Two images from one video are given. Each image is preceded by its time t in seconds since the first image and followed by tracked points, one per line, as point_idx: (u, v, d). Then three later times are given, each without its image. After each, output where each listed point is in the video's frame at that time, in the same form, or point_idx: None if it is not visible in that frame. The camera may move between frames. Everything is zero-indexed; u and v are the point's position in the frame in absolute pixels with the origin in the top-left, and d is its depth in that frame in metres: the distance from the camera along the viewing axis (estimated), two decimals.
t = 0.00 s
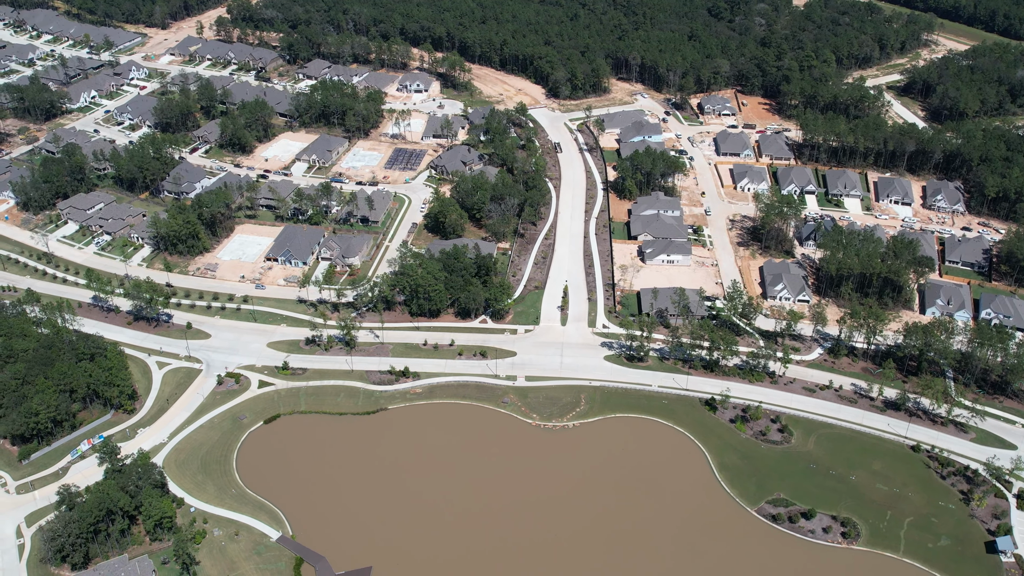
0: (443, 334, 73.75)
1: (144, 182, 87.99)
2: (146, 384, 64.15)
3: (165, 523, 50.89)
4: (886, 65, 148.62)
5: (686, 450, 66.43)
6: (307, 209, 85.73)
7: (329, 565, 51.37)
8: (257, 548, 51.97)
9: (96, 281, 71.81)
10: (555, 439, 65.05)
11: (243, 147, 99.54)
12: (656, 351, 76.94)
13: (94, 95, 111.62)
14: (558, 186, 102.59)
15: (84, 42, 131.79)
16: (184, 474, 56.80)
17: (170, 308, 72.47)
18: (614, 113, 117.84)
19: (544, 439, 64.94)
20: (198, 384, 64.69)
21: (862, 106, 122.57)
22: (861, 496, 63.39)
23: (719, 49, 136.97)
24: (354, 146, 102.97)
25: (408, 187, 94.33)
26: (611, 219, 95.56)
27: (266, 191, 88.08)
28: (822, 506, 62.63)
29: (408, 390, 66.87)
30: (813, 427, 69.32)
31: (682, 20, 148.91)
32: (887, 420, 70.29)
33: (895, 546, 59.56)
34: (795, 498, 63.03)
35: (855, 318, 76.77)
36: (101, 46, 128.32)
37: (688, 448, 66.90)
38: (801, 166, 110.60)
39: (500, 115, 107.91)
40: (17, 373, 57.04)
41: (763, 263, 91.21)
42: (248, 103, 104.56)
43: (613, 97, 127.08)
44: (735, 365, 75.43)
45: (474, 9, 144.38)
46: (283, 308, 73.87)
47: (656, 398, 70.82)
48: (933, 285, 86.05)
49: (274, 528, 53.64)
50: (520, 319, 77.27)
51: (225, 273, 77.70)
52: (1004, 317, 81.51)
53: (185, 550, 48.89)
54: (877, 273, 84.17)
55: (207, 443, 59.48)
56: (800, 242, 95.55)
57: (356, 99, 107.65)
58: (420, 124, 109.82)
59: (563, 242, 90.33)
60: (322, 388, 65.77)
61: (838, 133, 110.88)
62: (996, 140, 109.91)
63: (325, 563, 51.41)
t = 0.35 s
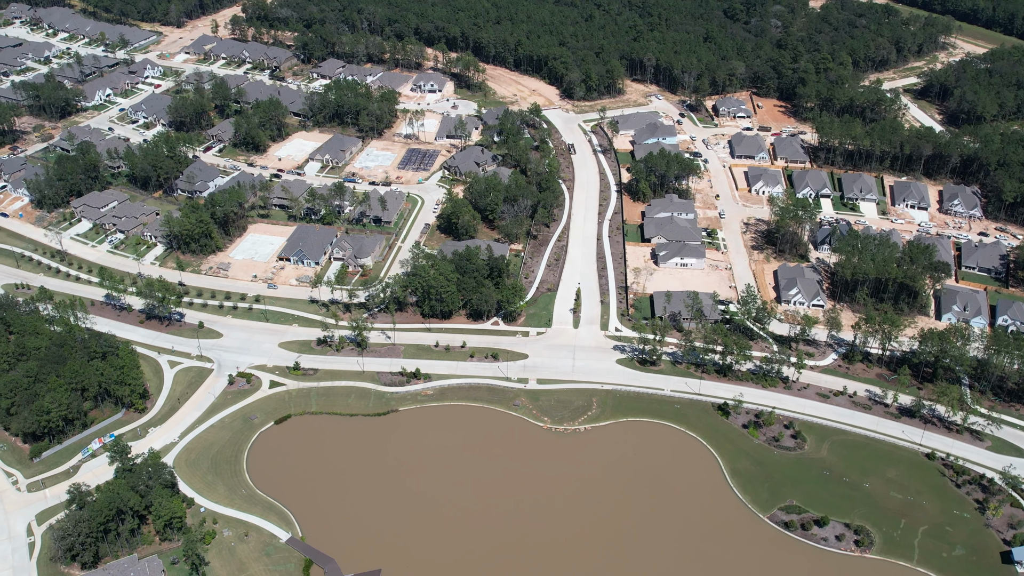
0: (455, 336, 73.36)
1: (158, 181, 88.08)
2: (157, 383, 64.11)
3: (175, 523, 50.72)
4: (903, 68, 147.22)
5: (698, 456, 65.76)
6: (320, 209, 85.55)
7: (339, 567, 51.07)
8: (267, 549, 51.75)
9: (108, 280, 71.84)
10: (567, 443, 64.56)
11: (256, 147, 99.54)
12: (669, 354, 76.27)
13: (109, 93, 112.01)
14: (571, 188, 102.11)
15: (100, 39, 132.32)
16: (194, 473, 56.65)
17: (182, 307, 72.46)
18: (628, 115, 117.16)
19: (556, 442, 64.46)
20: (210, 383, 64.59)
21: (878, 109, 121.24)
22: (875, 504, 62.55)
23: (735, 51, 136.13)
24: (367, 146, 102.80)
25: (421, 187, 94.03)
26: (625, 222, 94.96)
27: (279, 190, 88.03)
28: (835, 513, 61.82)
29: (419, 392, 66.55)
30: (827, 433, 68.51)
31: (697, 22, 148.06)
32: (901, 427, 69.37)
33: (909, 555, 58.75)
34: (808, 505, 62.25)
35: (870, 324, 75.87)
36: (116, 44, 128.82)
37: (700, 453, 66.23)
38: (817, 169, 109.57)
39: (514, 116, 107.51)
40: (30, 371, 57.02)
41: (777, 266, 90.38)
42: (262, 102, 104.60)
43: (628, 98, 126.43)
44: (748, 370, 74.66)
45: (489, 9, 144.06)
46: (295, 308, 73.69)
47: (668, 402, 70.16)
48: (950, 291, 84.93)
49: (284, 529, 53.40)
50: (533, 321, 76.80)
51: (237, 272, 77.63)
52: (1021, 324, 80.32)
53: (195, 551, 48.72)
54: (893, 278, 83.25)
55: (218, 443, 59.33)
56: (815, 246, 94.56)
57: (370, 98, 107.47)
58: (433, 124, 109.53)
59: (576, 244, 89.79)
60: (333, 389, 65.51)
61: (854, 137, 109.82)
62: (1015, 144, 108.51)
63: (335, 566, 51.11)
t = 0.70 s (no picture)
0: (466, 339, 72.91)
1: (171, 180, 88.07)
2: (168, 383, 63.97)
3: (184, 525, 50.49)
4: (920, 71, 145.70)
5: (710, 462, 65.08)
6: (332, 210, 85.20)
7: (347, 571, 50.67)
8: (275, 552, 51.43)
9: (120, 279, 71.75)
10: (578, 448, 64.00)
11: (269, 146, 99.47)
12: (681, 359, 75.52)
13: (123, 92, 112.23)
14: (584, 190, 101.50)
15: (115, 38, 132.75)
16: (204, 474, 56.47)
17: (194, 307, 72.35)
18: (642, 117, 116.38)
19: (566, 447, 63.89)
20: (221, 384, 64.41)
21: (894, 112, 119.88)
22: (888, 513, 61.66)
23: (750, 53, 135.14)
24: (380, 147, 102.54)
25: (433, 189, 93.65)
26: (638, 224, 94.26)
27: (291, 191, 87.84)
28: (849, 522, 60.99)
29: (430, 395, 66.11)
30: (841, 441, 67.66)
31: (713, 24, 147.09)
32: (916, 435, 68.39)
33: (923, 565, 57.88)
34: (821, 514, 61.44)
35: (885, 330, 74.88)
36: (131, 43, 129.17)
37: (711, 459, 65.54)
38: (832, 173, 108.47)
39: (528, 117, 106.99)
40: (41, 370, 56.91)
41: (791, 271, 89.45)
42: (276, 102, 104.52)
43: (642, 100, 125.66)
44: (762, 376, 73.80)
45: (504, 10, 143.68)
46: (306, 309, 73.45)
47: (680, 407, 69.46)
48: (966, 297, 83.77)
49: (293, 531, 53.09)
50: (545, 324, 76.24)
51: (249, 273, 77.48)
52: None
53: (203, 553, 48.47)
54: (908, 284, 82.23)
55: (227, 444, 59.11)
56: (830, 250, 93.53)
57: (383, 99, 107.18)
58: (447, 125, 109.15)
59: (589, 247, 89.17)
60: (344, 391, 65.18)
61: (869, 140, 108.69)
62: None
63: (343, 569, 50.72)
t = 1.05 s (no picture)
0: (477, 342, 72.40)
1: (183, 180, 87.98)
2: (178, 384, 63.78)
3: (192, 528, 50.19)
4: (936, 75, 144.17)
5: (721, 470, 64.32)
6: (344, 211, 84.86)
7: None
8: (284, 556, 51.05)
9: (131, 279, 71.63)
10: (588, 454, 63.38)
11: (281, 147, 99.30)
12: (693, 365, 74.73)
13: (136, 91, 112.30)
14: (597, 193, 100.84)
15: (128, 38, 132.98)
16: (212, 477, 56.18)
17: (204, 308, 72.16)
18: (656, 119, 115.62)
19: (577, 453, 63.26)
20: (230, 386, 64.15)
21: (910, 116, 118.67)
22: (903, 524, 60.73)
23: (765, 55, 134.11)
24: (392, 148, 102.22)
25: (445, 190, 93.20)
26: (650, 228, 93.57)
27: (303, 191, 87.55)
28: (862, 532, 60.10)
29: (440, 399, 65.69)
30: (854, 449, 66.76)
31: (727, 26, 146.11)
32: (931, 444, 67.39)
33: None
34: (834, 523, 60.56)
35: (900, 337, 73.89)
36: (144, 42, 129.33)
37: (723, 467, 64.75)
38: (847, 178, 107.38)
39: (540, 119, 106.43)
40: (51, 370, 56.80)
41: (805, 277, 88.52)
42: (288, 102, 104.35)
43: (655, 102, 124.86)
44: (775, 383, 72.91)
45: (517, 11, 143.20)
46: (317, 310, 73.14)
47: (692, 414, 68.72)
48: (983, 304, 82.60)
49: (301, 535, 52.71)
50: (556, 328, 75.63)
51: (260, 274, 77.29)
52: None
53: (211, 556, 48.16)
54: (923, 291, 81.19)
55: (236, 447, 58.81)
56: (845, 256, 92.51)
57: (396, 99, 106.84)
58: (459, 126, 108.74)
59: (601, 251, 88.52)
60: (354, 394, 64.82)
61: (885, 145, 107.56)
62: None
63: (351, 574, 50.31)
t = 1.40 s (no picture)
0: (488, 346, 71.85)
1: (194, 180, 87.82)
2: (187, 386, 63.56)
3: (199, 532, 49.84)
4: (953, 79, 142.50)
5: (733, 478, 63.53)
6: (355, 212, 84.49)
7: None
8: (291, 561, 50.64)
9: (142, 279, 71.49)
10: (599, 460, 62.71)
11: (293, 147, 99.11)
12: (706, 371, 73.89)
13: (149, 90, 112.34)
14: (609, 196, 100.12)
15: (142, 37, 133.12)
16: (221, 480, 55.85)
17: (215, 309, 71.90)
18: (669, 122, 114.79)
19: (587, 459, 62.63)
20: (240, 388, 63.85)
21: (927, 121, 117.37)
22: (917, 535, 59.79)
23: (780, 58, 133.06)
24: (404, 149, 101.82)
25: (457, 193, 92.71)
26: (663, 232, 92.78)
27: (314, 193, 87.26)
28: (876, 543, 59.16)
29: (449, 403, 65.17)
30: (868, 458, 65.82)
31: (742, 28, 145.05)
32: (946, 454, 66.35)
33: None
34: (848, 534, 59.65)
35: (915, 345, 72.87)
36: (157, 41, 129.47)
37: (735, 475, 63.94)
38: (862, 183, 106.23)
39: (553, 121, 105.83)
40: (60, 371, 56.65)
41: (820, 283, 87.52)
42: (301, 103, 104.11)
43: (669, 105, 124.01)
44: (788, 391, 71.99)
45: (531, 12, 142.62)
46: (327, 313, 72.77)
47: (705, 421, 67.94)
48: (999, 312, 81.19)
49: (309, 541, 52.28)
50: (567, 333, 74.99)
51: (271, 275, 77.02)
52: None
53: (218, 561, 47.78)
54: (940, 298, 80.08)
55: (245, 450, 58.46)
56: (859, 262, 91.42)
57: (408, 100, 106.45)
58: (471, 128, 108.25)
59: (613, 255, 87.83)
60: (363, 397, 64.39)
61: (901, 149, 106.36)
62: None
63: None
